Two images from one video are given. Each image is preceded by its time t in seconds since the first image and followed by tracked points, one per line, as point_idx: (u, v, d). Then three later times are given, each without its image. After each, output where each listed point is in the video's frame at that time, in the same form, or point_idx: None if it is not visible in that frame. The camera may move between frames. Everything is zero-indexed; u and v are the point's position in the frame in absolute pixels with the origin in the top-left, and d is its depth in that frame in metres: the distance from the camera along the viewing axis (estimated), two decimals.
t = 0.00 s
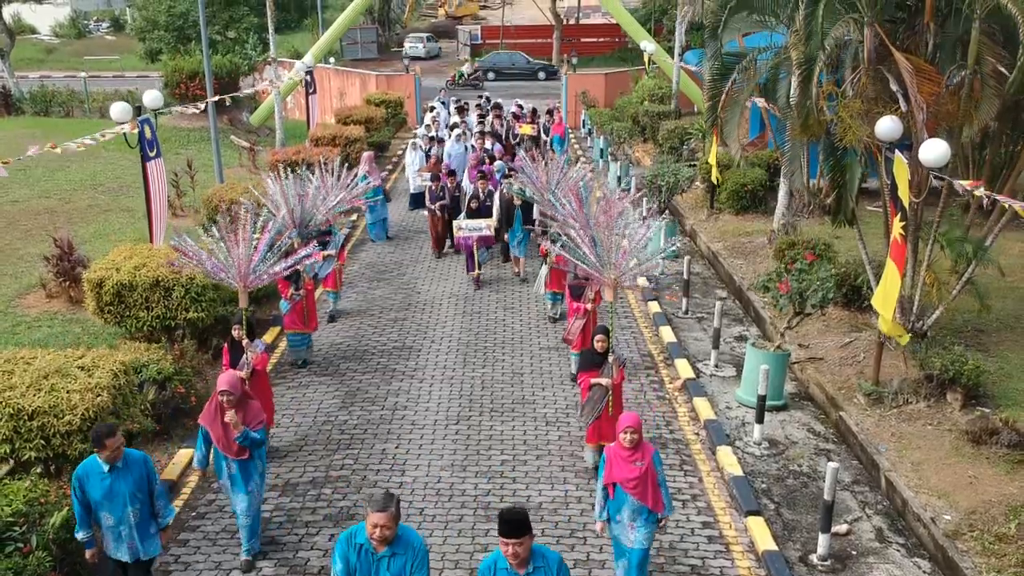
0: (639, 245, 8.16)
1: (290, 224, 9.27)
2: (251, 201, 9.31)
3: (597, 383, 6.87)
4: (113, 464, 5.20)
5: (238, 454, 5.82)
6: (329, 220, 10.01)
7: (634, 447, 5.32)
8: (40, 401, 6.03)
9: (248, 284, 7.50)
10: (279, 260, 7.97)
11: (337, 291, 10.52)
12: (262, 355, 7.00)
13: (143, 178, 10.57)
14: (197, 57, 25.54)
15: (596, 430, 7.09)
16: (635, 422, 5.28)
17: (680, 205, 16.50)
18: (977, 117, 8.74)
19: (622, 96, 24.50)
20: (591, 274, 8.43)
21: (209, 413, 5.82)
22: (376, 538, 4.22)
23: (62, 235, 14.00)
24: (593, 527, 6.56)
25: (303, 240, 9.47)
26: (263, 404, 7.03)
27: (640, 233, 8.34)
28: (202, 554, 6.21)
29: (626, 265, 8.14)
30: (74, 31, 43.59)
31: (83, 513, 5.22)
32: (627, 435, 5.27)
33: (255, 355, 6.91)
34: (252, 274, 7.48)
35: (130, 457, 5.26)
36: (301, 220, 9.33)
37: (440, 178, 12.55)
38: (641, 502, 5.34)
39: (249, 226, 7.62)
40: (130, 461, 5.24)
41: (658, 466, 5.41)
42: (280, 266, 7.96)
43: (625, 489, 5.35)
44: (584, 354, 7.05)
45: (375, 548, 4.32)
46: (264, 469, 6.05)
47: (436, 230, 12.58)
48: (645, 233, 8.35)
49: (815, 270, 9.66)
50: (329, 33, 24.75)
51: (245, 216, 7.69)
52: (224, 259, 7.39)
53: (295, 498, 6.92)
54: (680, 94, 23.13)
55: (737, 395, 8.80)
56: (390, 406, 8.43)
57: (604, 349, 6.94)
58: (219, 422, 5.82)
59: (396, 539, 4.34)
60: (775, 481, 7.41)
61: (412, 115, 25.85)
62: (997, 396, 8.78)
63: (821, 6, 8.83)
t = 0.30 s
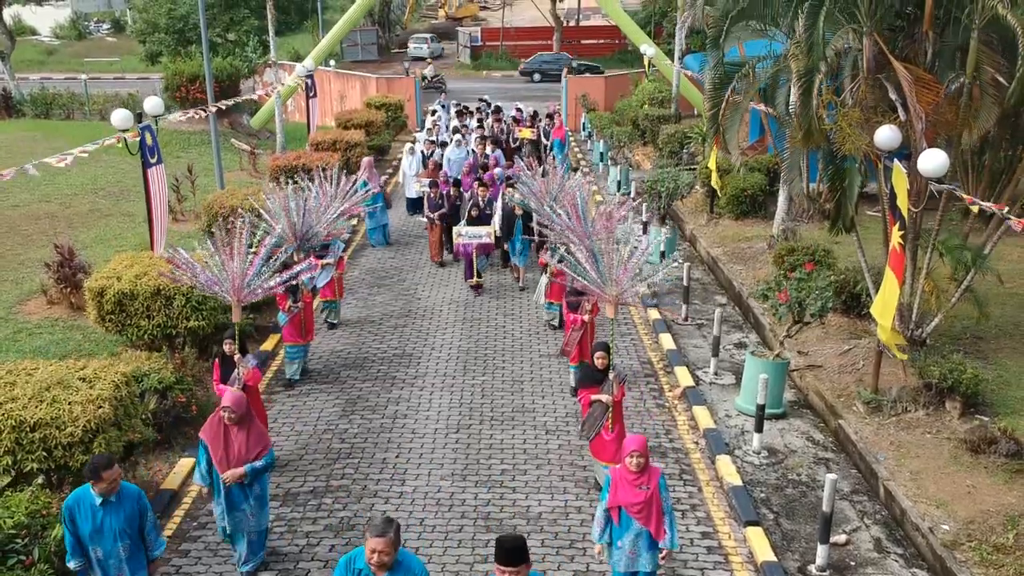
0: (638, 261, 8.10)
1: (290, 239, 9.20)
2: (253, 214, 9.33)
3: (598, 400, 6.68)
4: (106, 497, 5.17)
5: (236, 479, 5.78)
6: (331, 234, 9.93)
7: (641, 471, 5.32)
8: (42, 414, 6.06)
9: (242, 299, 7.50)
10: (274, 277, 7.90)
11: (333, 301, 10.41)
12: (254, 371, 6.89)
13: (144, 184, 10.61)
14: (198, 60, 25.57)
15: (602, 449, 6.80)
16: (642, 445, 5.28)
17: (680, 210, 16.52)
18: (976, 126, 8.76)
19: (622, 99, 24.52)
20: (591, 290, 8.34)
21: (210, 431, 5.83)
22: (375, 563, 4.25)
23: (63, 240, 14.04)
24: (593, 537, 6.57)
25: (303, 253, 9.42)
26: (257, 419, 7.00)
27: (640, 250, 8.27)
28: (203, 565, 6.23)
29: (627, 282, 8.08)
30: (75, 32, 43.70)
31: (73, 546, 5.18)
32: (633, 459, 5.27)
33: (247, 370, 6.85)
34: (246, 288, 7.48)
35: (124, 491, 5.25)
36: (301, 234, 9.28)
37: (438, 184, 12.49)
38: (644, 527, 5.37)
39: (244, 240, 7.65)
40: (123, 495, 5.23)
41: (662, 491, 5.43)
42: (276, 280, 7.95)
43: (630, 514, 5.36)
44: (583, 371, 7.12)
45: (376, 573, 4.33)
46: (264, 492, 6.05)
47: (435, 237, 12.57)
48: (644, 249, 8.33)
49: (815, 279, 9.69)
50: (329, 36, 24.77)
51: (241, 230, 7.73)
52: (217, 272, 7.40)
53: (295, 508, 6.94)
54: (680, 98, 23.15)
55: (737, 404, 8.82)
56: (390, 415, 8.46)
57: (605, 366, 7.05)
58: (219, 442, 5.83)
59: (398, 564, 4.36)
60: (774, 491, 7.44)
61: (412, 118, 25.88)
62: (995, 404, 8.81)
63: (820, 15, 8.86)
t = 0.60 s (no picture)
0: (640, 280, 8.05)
1: (289, 252, 9.18)
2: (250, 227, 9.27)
3: (599, 418, 6.66)
4: (101, 519, 4.96)
5: (237, 505, 5.71)
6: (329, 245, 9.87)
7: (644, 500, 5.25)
8: (44, 425, 6.09)
9: (240, 314, 7.49)
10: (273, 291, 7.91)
11: (330, 311, 10.23)
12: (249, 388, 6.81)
13: (145, 189, 10.64)
14: (198, 63, 25.61)
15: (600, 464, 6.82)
16: (645, 474, 5.16)
17: (680, 214, 16.55)
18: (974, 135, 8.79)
19: (622, 102, 24.55)
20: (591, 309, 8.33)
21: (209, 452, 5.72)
22: None
23: (64, 245, 14.07)
24: (592, 547, 6.60)
25: (301, 265, 9.39)
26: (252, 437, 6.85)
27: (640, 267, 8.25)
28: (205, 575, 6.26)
29: (630, 301, 8.02)
30: (75, 34, 43.84)
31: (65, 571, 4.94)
32: (635, 488, 5.17)
33: (242, 387, 6.74)
34: (244, 303, 7.47)
35: (119, 514, 5.05)
36: (299, 246, 9.25)
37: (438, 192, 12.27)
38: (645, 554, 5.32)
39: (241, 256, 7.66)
40: (119, 517, 5.02)
41: (665, 519, 5.37)
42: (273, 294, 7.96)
43: (632, 542, 5.30)
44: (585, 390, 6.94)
45: None
46: (263, 510, 5.99)
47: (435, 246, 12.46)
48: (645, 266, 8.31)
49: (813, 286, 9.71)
50: (330, 39, 24.80)
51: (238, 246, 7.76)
52: (215, 286, 7.40)
53: (296, 518, 6.97)
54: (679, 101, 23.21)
55: (735, 412, 8.86)
56: (390, 423, 8.49)
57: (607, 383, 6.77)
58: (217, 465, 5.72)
59: None
60: (772, 500, 7.47)
61: (412, 121, 25.92)
62: (993, 412, 8.84)
63: (819, 24, 8.90)
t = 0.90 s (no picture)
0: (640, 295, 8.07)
1: (286, 264, 9.28)
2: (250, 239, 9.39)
3: (603, 436, 6.78)
4: (92, 549, 4.91)
5: (242, 531, 5.73)
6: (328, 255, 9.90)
7: (640, 526, 5.28)
8: (45, 437, 6.12)
9: (238, 331, 7.48)
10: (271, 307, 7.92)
11: (326, 321, 10.25)
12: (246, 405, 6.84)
13: (145, 195, 10.67)
14: (199, 66, 25.65)
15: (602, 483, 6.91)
16: (640, 501, 5.20)
17: (679, 219, 16.58)
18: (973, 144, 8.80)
19: (622, 106, 24.58)
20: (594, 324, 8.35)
21: (200, 479, 5.68)
22: None
23: (64, 251, 14.10)
24: (591, 557, 6.63)
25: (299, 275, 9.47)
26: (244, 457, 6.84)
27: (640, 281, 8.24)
28: None
29: (632, 316, 8.01)
30: (76, 36, 43.92)
31: None
32: (631, 515, 5.21)
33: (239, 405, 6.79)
34: (241, 321, 7.46)
35: (111, 542, 5.00)
36: (298, 256, 9.31)
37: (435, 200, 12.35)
38: None
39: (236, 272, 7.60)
40: (110, 547, 4.96)
41: (662, 544, 5.40)
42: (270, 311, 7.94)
43: (631, 569, 5.30)
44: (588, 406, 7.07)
45: None
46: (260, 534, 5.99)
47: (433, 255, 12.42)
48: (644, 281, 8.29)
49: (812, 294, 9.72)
50: (330, 42, 24.82)
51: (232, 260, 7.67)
52: (212, 304, 7.37)
53: (296, 528, 7.00)
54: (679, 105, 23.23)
55: (733, 420, 8.89)
56: (390, 431, 8.52)
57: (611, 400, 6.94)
58: (214, 494, 5.68)
59: None
60: (770, 509, 7.50)
61: (411, 124, 25.95)
62: (991, 420, 8.87)
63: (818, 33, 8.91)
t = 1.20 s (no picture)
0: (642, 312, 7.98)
1: (291, 268, 9.32)
2: (255, 241, 9.41)
3: (603, 452, 6.59)
4: None
5: (234, 553, 5.69)
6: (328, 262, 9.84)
7: (635, 548, 5.30)
8: (47, 447, 6.14)
9: (234, 346, 7.30)
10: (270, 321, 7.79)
11: (323, 331, 10.27)
12: (246, 420, 6.76)
13: (146, 201, 10.70)
14: (199, 69, 25.67)
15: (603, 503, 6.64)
16: (635, 524, 5.26)
17: (679, 223, 16.61)
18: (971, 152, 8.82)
19: (622, 109, 24.60)
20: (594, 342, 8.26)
21: (188, 503, 5.68)
22: None
23: (64, 256, 14.12)
24: (590, 566, 6.66)
25: (303, 280, 9.50)
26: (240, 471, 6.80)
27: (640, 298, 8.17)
28: None
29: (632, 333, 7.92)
30: (76, 37, 43.93)
31: None
32: (626, 537, 5.25)
33: (239, 421, 6.67)
34: (237, 335, 7.29)
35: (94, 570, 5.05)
36: (302, 260, 9.35)
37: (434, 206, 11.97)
38: None
39: (233, 285, 7.47)
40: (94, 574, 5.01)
41: (659, 566, 5.42)
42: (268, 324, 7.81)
43: None
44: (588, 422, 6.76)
45: None
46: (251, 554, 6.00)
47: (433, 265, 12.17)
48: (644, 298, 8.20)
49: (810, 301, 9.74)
50: (330, 45, 24.84)
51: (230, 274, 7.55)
52: (207, 319, 7.23)
53: (296, 537, 7.02)
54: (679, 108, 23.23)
55: (733, 427, 8.91)
56: (390, 439, 8.54)
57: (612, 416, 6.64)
58: (203, 520, 5.68)
59: None
60: (769, 518, 7.53)
61: (412, 126, 25.97)
62: (989, 427, 8.90)
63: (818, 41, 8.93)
